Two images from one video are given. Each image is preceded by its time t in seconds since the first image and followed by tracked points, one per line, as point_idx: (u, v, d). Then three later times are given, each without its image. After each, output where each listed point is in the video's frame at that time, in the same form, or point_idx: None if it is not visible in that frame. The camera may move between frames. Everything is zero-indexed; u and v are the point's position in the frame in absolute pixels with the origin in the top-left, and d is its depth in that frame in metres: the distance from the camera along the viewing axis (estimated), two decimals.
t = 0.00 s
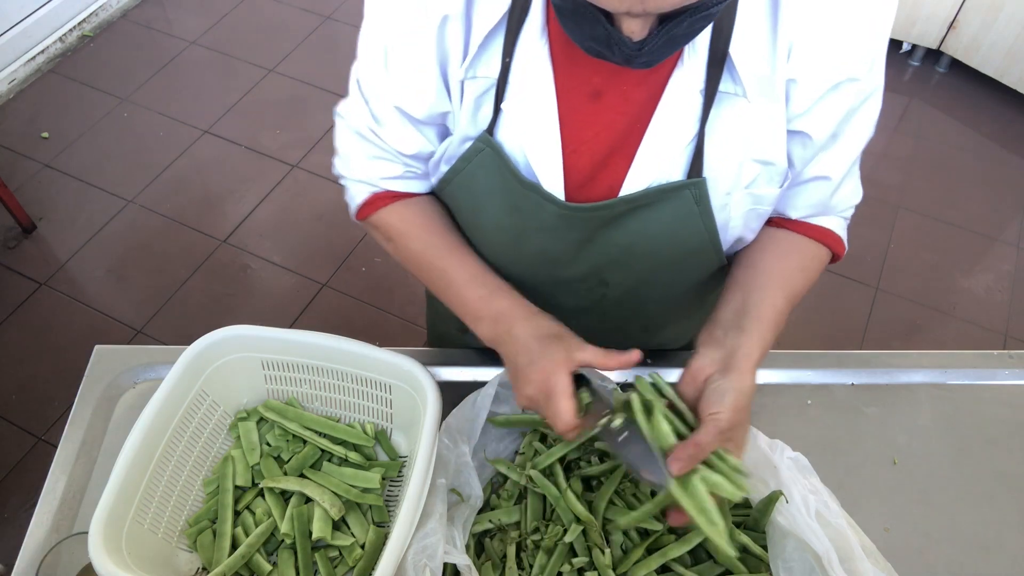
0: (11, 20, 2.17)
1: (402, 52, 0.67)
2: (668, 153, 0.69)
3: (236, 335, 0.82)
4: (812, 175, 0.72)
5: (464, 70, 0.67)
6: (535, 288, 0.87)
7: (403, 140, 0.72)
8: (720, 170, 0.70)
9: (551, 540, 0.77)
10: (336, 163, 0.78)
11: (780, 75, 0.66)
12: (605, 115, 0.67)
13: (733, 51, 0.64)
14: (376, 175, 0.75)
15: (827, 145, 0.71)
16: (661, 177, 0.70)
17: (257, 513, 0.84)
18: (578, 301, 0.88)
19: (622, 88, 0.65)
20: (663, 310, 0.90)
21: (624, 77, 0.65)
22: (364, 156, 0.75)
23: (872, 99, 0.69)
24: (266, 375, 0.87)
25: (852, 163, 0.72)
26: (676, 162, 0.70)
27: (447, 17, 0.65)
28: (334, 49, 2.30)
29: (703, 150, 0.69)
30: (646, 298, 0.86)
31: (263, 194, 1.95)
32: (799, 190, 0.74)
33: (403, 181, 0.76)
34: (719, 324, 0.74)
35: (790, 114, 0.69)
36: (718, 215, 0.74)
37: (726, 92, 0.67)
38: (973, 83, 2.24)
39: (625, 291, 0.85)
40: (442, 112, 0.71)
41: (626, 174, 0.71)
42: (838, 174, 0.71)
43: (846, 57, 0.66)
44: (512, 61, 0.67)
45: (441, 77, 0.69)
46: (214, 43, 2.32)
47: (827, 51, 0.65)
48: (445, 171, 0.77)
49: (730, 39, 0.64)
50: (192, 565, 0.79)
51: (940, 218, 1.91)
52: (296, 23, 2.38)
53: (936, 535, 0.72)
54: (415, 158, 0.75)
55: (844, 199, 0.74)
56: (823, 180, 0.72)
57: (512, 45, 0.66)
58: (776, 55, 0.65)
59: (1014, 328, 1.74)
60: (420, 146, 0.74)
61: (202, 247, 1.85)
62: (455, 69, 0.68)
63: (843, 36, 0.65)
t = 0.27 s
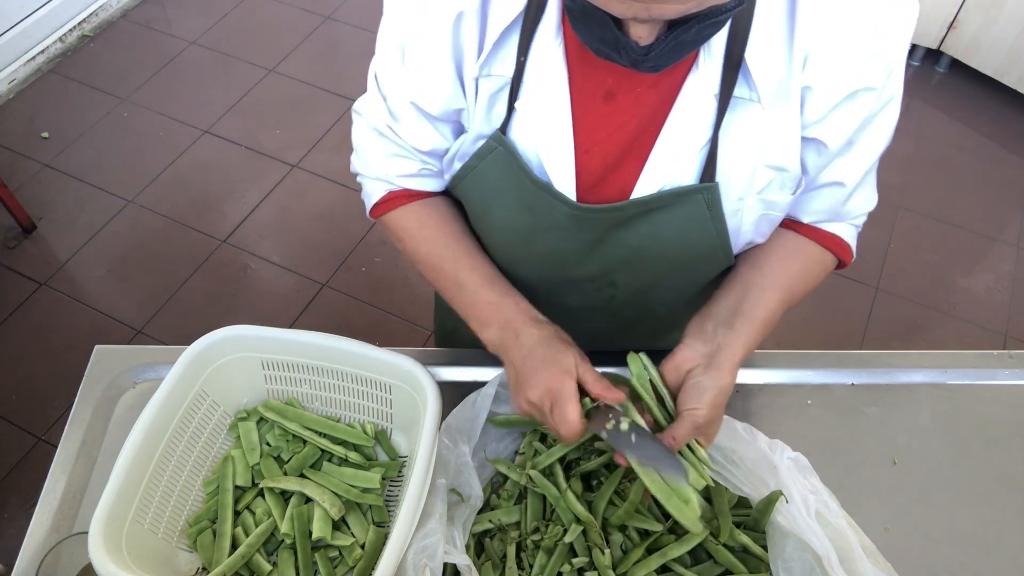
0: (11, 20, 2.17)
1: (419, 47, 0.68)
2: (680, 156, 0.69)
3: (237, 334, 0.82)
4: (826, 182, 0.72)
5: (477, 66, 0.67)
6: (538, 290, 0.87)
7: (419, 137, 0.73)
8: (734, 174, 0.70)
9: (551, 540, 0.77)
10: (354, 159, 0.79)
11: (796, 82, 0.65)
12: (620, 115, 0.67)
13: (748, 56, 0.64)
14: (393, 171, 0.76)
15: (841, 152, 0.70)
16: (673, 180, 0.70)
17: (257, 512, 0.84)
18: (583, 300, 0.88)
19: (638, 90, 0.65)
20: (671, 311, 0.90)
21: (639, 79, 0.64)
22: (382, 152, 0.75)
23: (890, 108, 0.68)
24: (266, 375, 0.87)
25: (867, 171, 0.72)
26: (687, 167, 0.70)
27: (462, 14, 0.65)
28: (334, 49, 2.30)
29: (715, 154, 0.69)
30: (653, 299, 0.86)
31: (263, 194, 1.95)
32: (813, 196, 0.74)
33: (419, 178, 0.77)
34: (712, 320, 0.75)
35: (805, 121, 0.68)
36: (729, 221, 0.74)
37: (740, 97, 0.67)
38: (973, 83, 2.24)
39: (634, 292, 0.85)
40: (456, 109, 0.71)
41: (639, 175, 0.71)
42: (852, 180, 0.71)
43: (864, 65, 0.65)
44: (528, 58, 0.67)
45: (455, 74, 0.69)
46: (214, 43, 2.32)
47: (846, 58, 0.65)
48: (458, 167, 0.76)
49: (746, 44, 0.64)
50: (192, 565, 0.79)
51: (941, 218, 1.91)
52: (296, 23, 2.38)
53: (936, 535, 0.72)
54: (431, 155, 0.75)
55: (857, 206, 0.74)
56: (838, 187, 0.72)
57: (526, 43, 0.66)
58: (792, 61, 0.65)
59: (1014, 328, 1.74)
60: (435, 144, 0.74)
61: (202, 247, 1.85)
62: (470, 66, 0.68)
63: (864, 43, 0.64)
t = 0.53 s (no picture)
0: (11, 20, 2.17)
1: (425, 39, 0.69)
2: (682, 156, 0.68)
3: (236, 335, 0.82)
4: (829, 188, 0.71)
5: (483, 58, 0.68)
6: (546, 288, 0.88)
7: (424, 128, 0.74)
8: (736, 178, 0.70)
9: (551, 540, 0.77)
10: (358, 149, 0.80)
11: (800, 86, 0.65)
12: (623, 113, 0.67)
13: (752, 58, 0.63)
14: (397, 161, 0.77)
15: (845, 158, 0.69)
16: (674, 180, 0.70)
17: (257, 513, 0.84)
18: (584, 299, 0.88)
19: (641, 87, 0.65)
20: (672, 312, 0.90)
21: (642, 78, 0.64)
22: (388, 142, 0.77)
23: (895, 114, 0.67)
24: (266, 375, 0.87)
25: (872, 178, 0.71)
26: (688, 167, 0.69)
27: (467, 7, 0.66)
28: (334, 49, 2.30)
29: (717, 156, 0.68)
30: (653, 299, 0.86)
31: (263, 194, 1.95)
32: (816, 202, 0.73)
33: (423, 168, 0.78)
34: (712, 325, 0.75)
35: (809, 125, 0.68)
36: (729, 224, 0.74)
37: (743, 99, 0.66)
38: (972, 83, 2.24)
39: (635, 292, 0.85)
40: (461, 101, 0.72)
41: (639, 174, 0.70)
42: (855, 188, 0.70)
43: (870, 70, 0.64)
44: (532, 53, 0.67)
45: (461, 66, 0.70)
46: (214, 43, 2.32)
47: (850, 62, 0.64)
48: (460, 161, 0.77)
49: (750, 46, 0.63)
50: (192, 565, 0.79)
51: (941, 218, 1.91)
52: (296, 23, 2.38)
53: (936, 535, 0.72)
54: (435, 146, 0.76)
55: (861, 215, 0.73)
56: (841, 194, 0.71)
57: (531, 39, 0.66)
58: (796, 64, 0.64)
59: (1014, 328, 1.74)
60: (440, 135, 0.75)
61: (202, 247, 1.85)
62: (475, 59, 0.69)
63: (869, 48, 0.64)
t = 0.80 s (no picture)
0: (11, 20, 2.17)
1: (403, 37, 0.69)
2: (667, 153, 0.68)
3: (236, 335, 0.82)
4: (819, 182, 0.71)
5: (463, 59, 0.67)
6: (534, 286, 0.87)
7: (404, 128, 0.74)
8: (721, 173, 0.70)
9: (551, 540, 0.77)
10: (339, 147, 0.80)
11: (783, 80, 0.65)
12: (605, 112, 0.66)
13: (733, 54, 0.64)
14: (377, 160, 0.77)
15: (832, 152, 0.70)
16: (663, 177, 0.70)
17: (257, 513, 0.84)
18: (574, 298, 0.87)
19: (622, 85, 0.65)
20: (662, 312, 0.90)
21: (623, 75, 0.64)
22: (367, 140, 0.76)
23: (881, 106, 0.68)
24: (266, 375, 0.87)
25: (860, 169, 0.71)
26: (674, 164, 0.69)
27: (445, 7, 0.66)
28: (334, 49, 2.30)
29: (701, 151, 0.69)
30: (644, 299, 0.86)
31: (263, 194, 1.95)
32: (805, 197, 0.73)
33: (404, 168, 0.78)
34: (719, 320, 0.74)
35: (793, 120, 0.68)
36: (717, 220, 0.73)
37: (725, 95, 0.67)
38: (972, 83, 2.24)
39: (623, 291, 0.84)
40: (441, 102, 0.72)
41: (624, 173, 0.70)
42: (844, 181, 0.70)
43: (853, 63, 0.64)
44: (513, 52, 0.68)
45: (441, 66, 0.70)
46: (214, 43, 2.32)
47: (833, 55, 0.64)
48: (445, 162, 0.77)
49: (729, 42, 0.64)
50: (192, 565, 0.79)
51: (941, 218, 1.91)
52: (296, 23, 2.38)
53: (936, 535, 0.72)
54: (416, 146, 0.76)
55: (851, 207, 0.73)
56: (830, 187, 0.71)
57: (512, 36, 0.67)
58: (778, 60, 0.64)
59: (1014, 328, 1.74)
60: (421, 135, 0.75)
61: (202, 247, 1.85)
62: (454, 59, 0.69)
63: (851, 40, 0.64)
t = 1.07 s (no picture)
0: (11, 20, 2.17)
1: (356, 39, 0.74)
2: (609, 155, 0.69)
3: (237, 335, 0.82)
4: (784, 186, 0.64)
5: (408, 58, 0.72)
6: (500, 289, 0.86)
7: (364, 128, 0.79)
8: (668, 174, 0.68)
9: (551, 540, 0.77)
10: (315, 152, 0.85)
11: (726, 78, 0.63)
12: (548, 111, 0.68)
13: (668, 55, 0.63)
14: (349, 163, 0.82)
15: (789, 153, 0.63)
16: (605, 178, 0.70)
17: (257, 513, 0.84)
18: (541, 298, 0.85)
19: (562, 85, 0.67)
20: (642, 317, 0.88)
21: (558, 75, 0.66)
22: (336, 143, 0.82)
23: (839, 103, 0.61)
24: (266, 375, 0.87)
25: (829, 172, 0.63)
26: (617, 166, 0.69)
27: (389, 10, 0.71)
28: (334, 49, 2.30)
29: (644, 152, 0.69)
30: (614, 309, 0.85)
31: (263, 193, 1.95)
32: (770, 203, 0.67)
33: (372, 171, 0.82)
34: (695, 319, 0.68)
35: (741, 121, 0.64)
36: (666, 222, 0.72)
37: (664, 96, 0.66)
38: (973, 83, 2.24)
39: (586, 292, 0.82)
40: (393, 101, 0.77)
41: (571, 175, 0.71)
42: (804, 185, 0.63)
43: (799, 58, 0.60)
44: (456, 53, 0.71)
45: (391, 66, 0.74)
46: (214, 43, 2.32)
47: (776, 49, 0.60)
48: (404, 161, 0.81)
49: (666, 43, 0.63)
50: (192, 565, 0.79)
51: (941, 218, 1.91)
52: (296, 23, 2.38)
53: (936, 535, 0.72)
54: (379, 147, 0.81)
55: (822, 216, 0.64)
56: (790, 191, 0.64)
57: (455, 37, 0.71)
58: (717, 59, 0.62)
59: (1015, 328, 1.74)
60: (380, 135, 0.79)
61: (202, 247, 1.85)
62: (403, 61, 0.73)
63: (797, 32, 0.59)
